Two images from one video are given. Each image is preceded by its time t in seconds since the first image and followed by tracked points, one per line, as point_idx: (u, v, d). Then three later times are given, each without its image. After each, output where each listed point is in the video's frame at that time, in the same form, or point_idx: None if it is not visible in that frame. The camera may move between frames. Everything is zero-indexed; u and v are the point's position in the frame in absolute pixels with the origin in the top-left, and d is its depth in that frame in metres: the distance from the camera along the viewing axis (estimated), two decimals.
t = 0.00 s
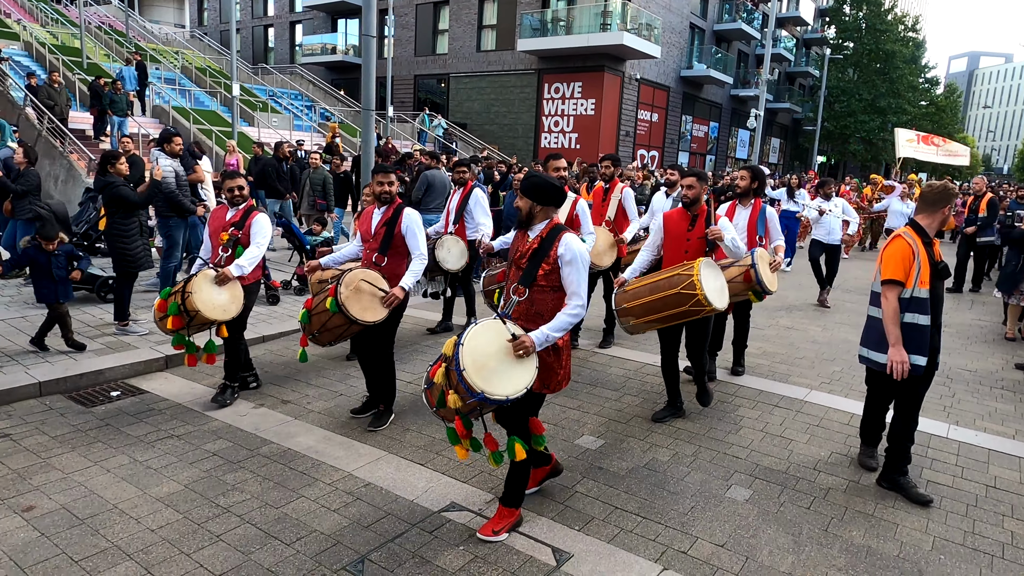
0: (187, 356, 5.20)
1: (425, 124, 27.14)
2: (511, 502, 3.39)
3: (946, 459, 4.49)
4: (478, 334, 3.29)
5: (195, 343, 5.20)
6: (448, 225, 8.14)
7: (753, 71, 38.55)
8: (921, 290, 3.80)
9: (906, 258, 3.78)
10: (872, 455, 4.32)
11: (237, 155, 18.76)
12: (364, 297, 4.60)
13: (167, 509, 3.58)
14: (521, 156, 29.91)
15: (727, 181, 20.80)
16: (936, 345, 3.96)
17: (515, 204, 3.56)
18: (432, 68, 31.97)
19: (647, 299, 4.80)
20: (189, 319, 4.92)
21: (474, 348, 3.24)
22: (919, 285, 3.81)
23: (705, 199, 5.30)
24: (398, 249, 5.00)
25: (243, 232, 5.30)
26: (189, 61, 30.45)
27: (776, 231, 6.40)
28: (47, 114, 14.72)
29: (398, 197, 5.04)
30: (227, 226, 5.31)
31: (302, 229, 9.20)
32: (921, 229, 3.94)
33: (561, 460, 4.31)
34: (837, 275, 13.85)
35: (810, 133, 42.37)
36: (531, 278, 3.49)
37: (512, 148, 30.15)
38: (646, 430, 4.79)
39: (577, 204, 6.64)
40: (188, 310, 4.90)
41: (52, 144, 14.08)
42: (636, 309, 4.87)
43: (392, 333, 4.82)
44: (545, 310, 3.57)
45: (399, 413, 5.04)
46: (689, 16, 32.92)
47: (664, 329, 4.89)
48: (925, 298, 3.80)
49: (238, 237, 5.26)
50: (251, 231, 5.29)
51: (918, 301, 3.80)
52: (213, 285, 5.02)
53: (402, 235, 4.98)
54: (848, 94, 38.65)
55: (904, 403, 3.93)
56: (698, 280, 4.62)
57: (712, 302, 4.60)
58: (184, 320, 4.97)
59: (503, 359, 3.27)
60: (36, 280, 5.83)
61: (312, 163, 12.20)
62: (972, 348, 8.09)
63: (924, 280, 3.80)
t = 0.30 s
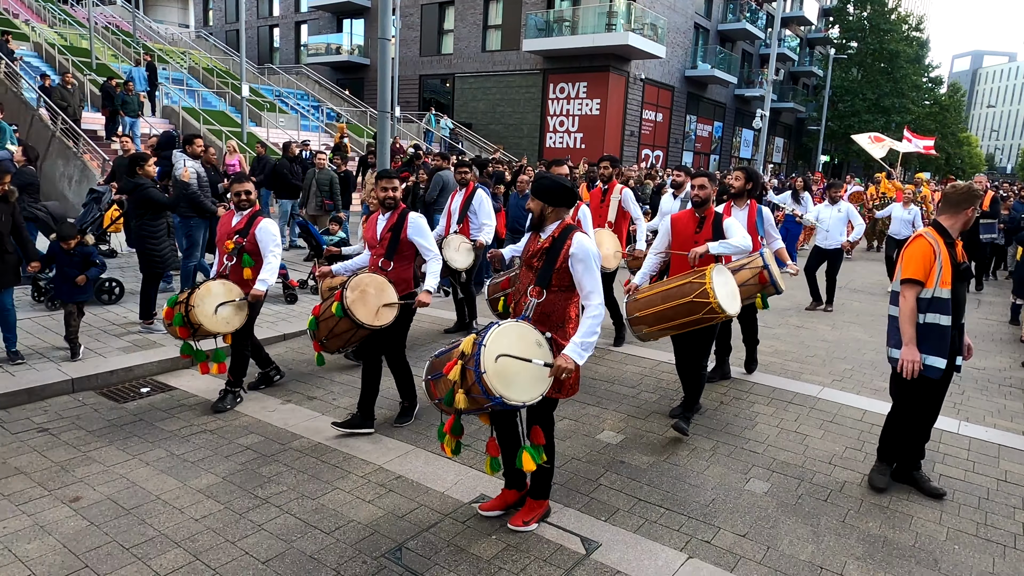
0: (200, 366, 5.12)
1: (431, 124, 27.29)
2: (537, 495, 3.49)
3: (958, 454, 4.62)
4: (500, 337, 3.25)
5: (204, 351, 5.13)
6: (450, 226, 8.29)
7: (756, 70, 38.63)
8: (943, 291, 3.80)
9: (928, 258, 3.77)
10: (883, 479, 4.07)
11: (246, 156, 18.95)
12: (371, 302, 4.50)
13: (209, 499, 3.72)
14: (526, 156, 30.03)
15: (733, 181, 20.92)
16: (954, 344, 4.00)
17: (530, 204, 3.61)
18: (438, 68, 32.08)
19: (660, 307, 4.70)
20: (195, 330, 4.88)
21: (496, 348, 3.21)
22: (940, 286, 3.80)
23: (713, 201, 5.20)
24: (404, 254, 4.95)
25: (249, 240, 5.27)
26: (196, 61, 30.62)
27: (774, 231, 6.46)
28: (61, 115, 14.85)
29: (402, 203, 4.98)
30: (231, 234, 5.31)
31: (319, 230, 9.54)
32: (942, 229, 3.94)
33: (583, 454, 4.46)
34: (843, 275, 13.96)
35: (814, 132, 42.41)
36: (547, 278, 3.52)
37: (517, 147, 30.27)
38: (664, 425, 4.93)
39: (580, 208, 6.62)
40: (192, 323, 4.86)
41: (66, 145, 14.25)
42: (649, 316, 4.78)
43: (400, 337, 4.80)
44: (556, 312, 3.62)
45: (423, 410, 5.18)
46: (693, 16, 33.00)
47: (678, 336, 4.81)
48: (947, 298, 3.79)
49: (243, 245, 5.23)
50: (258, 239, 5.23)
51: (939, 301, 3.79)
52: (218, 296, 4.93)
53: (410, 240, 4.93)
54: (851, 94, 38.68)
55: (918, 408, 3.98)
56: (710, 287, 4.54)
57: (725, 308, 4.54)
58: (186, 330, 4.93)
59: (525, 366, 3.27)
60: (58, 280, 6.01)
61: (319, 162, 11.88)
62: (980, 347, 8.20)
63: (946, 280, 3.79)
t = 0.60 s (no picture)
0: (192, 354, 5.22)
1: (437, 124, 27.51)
2: (560, 480, 3.66)
3: (961, 443, 4.83)
4: (513, 345, 3.31)
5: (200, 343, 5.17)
6: (458, 229, 8.40)
7: (759, 70, 38.80)
8: (945, 292, 3.91)
9: (927, 261, 3.90)
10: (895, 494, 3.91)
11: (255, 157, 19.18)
12: (382, 299, 4.60)
13: (251, 484, 3.94)
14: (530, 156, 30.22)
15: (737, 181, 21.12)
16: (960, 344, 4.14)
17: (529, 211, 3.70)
18: (442, 69, 32.31)
19: (651, 304, 4.76)
20: (193, 323, 4.94)
21: (511, 355, 3.28)
22: (942, 287, 3.90)
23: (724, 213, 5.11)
24: (408, 252, 5.16)
25: (255, 237, 5.22)
26: (202, 62, 30.85)
27: (772, 228, 6.50)
28: (75, 117, 15.11)
29: (402, 204, 5.20)
30: (240, 231, 5.26)
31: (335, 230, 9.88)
32: (946, 233, 4.04)
33: (603, 443, 4.68)
34: (847, 273, 14.16)
35: (816, 132, 42.59)
36: (553, 281, 3.59)
37: (521, 148, 30.46)
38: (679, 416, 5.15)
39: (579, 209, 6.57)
40: (194, 315, 4.92)
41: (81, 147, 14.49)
42: (641, 311, 4.84)
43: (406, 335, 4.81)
44: (563, 312, 3.70)
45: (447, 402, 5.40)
46: (696, 17, 33.20)
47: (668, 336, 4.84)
48: (949, 300, 3.90)
49: (251, 243, 5.19)
50: (264, 236, 5.18)
51: (942, 303, 3.90)
52: (224, 293, 5.00)
53: (412, 238, 5.17)
54: (854, 94, 38.83)
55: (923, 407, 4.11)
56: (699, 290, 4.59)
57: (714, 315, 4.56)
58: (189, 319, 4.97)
59: (541, 367, 3.34)
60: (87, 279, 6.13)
61: (321, 166, 11.49)
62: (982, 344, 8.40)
63: (947, 282, 3.90)
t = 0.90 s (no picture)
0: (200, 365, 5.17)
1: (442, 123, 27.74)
2: (578, 455, 3.83)
3: (966, 426, 5.05)
4: (514, 333, 3.46)
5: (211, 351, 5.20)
6: (466, 226, 8.57)
7: (761, 67, 38.94)
8: (935, 287, 3.91)
9: (916, 255, 3.96)
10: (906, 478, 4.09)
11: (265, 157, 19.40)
12: (394, 297, 4.63)
13: (293, 465, 4.16)
14: (534, 154, 30.43)
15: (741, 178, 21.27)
16: (967, 345, 4.07)
17: (528, 203, 3.93)
18: (446, 67, 32.48)
19: (657, 277, 5.01)
20: (216, 327, 5.12)
21: (515, 343, 3.42)
22: (932, 282, 3.92)
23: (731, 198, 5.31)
24: (418, 248, 5.27)
25: (263, 237, 5.37)
26: (208, 62, 31.03)
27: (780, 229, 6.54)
28: (90, 118, 15.38)
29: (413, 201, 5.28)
30: (246, 231, 5.40)
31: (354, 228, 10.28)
32: (944, 230, 4.01)
33: (623, 427, 4.91)
34: (851, 268, 14.35)
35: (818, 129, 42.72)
36: (551, 268, 3.79)
37: (525, 146, 30.67)
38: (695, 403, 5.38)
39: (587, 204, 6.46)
40: (215, 318, 5.08)
41: (96, 147, 14.80)
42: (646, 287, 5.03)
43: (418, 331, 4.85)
44: (565, 300, 3.86)
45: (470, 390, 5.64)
46: (698, 14, 33.35)
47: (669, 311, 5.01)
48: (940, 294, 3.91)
49: (259, 242, 5.34)
50: (273, 236, 5.33)
51: (931, 297, 3.91)
52: (241, 292, 5.15)
53: (423, 234, 5.26)
54: (855, 90, 38.95)
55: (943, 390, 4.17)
56: (706, 266, 4.70)
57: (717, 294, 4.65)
58: (210, 325, 5.16)
59: (541, 352, 3.50)
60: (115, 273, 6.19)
61: (319, 161, 11.58)
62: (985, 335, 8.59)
63: (936, 276, 3.91)
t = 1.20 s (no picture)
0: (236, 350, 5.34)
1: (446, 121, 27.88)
2: (554, 474, 3.67)
3: (972, 412, 5.22)
4: (513, 322, 3.50)
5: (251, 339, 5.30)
6: (474, 222, 8.50)
7: (762, 63, 39.01)
8: (932, 283, 3.86)
9: (919, 251, 3.93)
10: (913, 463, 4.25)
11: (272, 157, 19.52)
12: (392, 298, 4.67)
13: (325, 450, 4.34)
14: (537, 152, 30.59)
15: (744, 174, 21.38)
16: (967, 343, 3.88)
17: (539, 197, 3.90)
18: (449, 65, 32.62)
19: (666, 295, 4.80)
20: (228, 321, 5.06)
21: (512, 331, 3.46)
22: (932, 279, 3.87)
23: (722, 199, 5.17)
24: (424, 249, 5.17)
25: (266, 234, 5.46)
26: (213, 63, 31.23)
27: (785, 222, 6.56)
28: (101, 118, 15.72)
29: (422, 199, 5.16)
30: (248, 228, 5.44)
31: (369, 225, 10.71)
32: (953, 228, 3.91)
33: (640, 414, 5.09)
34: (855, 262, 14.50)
35: (820, 124, 42.81)
36: (555, 264, 3.79)
37: (528, 143, 30.82)
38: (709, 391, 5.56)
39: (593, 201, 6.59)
40: (229, 314, 5.04)
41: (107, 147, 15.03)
42: (651, 300, 4.90)
43: (421, 329, 4.87)
44: (570, 294, 3.89)
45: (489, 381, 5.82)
46: (700, 11, 33.43)
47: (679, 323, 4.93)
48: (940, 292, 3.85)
49: (263, 238, 5.42)
50: (275, 231, 5.46)
51: (930, 293, 3.87)
52: (253, 288, 5.14)
53: (430, 234, 5.12)
54: (857, 85, 39.02)
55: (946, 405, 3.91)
56: (721, 286, 4.63)
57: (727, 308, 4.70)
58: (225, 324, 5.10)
59: (539, 344, 3.51)
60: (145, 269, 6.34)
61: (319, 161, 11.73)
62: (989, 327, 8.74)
63: (934, 273, 3.86)
